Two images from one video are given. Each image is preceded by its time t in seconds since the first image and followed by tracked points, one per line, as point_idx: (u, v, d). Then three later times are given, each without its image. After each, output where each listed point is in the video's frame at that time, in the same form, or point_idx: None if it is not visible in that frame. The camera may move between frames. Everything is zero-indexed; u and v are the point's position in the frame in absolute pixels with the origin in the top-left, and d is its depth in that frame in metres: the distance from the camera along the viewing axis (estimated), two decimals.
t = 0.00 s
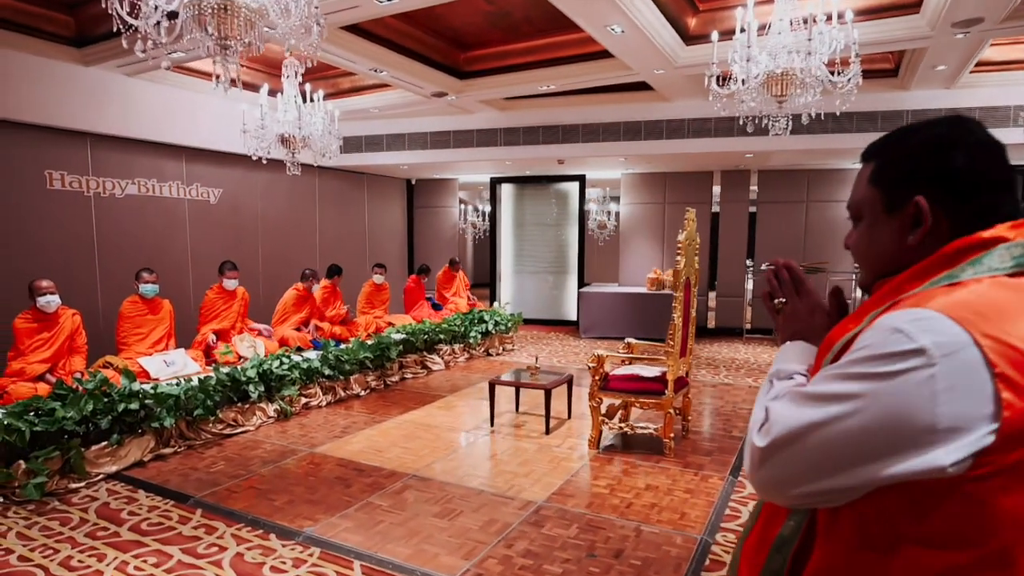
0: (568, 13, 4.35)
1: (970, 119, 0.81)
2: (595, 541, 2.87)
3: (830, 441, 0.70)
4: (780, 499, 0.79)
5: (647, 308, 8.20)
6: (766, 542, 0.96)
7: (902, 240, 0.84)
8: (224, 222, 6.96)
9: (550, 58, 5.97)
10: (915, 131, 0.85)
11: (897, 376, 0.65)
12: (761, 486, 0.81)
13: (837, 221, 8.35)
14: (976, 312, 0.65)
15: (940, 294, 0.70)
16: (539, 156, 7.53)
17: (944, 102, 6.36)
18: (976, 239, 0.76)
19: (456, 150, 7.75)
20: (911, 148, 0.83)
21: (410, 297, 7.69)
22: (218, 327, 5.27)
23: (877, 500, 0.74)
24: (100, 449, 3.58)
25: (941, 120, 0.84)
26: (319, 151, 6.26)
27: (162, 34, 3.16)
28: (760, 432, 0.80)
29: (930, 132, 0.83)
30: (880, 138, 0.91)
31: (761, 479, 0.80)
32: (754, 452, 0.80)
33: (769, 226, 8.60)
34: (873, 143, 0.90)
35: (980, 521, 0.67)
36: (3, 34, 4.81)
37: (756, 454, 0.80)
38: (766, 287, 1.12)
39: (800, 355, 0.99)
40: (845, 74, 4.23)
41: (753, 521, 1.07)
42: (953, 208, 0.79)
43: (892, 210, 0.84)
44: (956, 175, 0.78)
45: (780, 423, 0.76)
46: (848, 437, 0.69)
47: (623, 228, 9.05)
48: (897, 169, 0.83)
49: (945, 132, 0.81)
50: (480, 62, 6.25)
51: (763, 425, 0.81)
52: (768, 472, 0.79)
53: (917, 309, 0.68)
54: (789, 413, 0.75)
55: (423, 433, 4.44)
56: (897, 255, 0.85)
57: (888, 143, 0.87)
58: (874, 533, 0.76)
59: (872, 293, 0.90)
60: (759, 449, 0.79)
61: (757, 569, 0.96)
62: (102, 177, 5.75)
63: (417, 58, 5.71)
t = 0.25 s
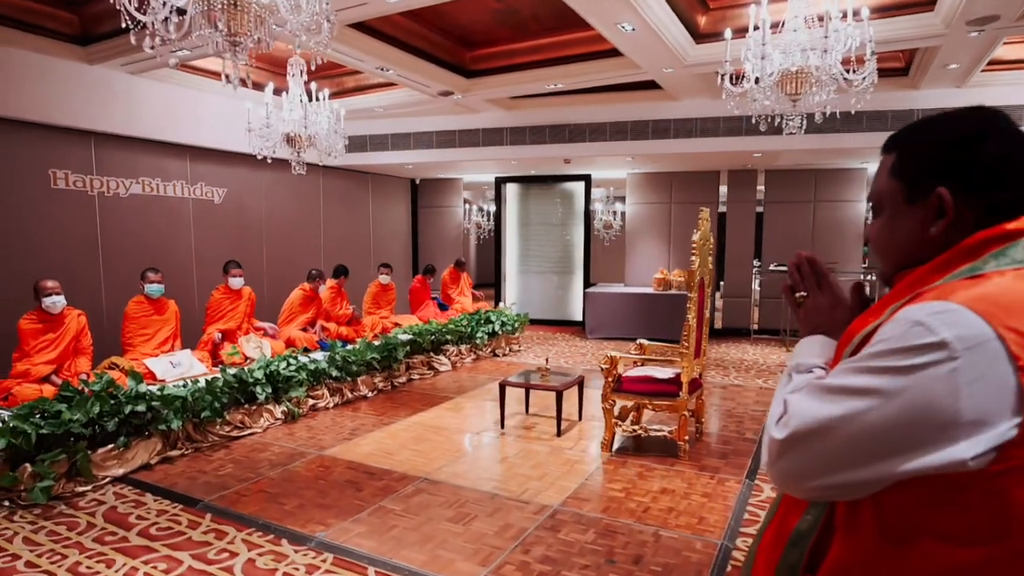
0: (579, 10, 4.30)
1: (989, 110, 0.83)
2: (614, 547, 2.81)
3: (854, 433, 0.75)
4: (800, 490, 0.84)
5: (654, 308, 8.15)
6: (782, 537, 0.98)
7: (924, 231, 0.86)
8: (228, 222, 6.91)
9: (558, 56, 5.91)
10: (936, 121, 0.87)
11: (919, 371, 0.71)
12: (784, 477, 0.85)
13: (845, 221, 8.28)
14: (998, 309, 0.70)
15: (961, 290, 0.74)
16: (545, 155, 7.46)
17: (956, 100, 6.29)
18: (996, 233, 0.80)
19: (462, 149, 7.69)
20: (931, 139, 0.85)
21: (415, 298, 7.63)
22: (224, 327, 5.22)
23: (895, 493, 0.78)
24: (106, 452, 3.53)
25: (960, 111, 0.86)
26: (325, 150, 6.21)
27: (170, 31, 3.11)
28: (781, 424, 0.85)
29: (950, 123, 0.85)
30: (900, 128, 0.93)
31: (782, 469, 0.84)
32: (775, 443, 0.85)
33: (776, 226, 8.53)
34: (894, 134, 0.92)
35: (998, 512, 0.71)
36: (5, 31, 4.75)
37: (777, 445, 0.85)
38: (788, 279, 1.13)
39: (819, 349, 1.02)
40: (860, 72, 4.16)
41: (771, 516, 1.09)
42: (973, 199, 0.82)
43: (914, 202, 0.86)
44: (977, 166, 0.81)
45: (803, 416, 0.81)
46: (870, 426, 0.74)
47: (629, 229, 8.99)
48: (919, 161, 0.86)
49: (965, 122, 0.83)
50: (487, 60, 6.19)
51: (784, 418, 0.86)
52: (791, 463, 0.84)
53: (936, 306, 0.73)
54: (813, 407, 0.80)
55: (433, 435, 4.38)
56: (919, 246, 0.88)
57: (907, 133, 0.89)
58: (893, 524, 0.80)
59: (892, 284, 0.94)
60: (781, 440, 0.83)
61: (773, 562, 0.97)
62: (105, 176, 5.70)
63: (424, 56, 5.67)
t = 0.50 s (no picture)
0: (589, 8, 4.25)
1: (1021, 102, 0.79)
2: (631, 552, 2.76)
3: (875, 428, 0.71)
4: (820, 486, 0.79)
5: (660, 309, 8.11)
6: (802, 534, 0.93)
7: (949, 226, 0.82)
8: (232, 221, 6.86)
9: (566, 55, 5.86)
10: (965, 115, 0.83)
11: (947, 363, 0.67)
12: (800, 472, 0.81)
13: (852, 220, 8.23)
14: None
15: (990, 282, 0.70)
16: (552, 155, 7.41)
17: (966, 99, 6.24)
18: None
19: (467, 149, 7.65)
20: (959, 132, 0.82)
21: (421, 298, 7.59)
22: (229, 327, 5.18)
23: (918, 489, 0.74)
24: (113, 454, 3.48)
25: (992, 105, 0.82)
26: (330, 149, 6.16)
27: (180, 30, 3.07)
28: (801, 418, 0.80)
29: (980, 116, 0.81)
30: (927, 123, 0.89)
31: (802, 465, 0.79)
32: (795, 437, 0.80)
33: (783, 226, 8.48)
34: (921, 129, 0.89)
35: None
36: (8, 29, 4.70)
37: (796, 440, 0.80)
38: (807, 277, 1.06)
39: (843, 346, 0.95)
40: (875, 71, 4.11)
41: (790, 513, 1.04)
42: (1002, 194, 0.78)
43: (939, 196, 0.83)
44: (1006, 160, 0.77)
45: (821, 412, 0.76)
46: (896, 424, 0.69)
47: (634, 229, 8.94)
48: (945, 156, 0.82)
49: (996, 115, 0.80)
50: (494, 59, 6.14)
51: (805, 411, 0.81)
52: (807, 460, 0.79)
53: (964, 297, 0.69)
54: (831, 401, 0.75)
55: (441, 437, 4.33)
56: (944, 242, 0.84)
57: (934, 127, 0.86)
58: (916, 522, 0.75)
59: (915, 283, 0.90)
60: (802, 435, 0.78)
61: (793, 559, 0.93)
62: (109, 176, 5.65)
63: (431, 55, 5.62)
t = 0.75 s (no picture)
0: (599, 5, 4.21)
1: None
2: (649, 556, 2.72)
3: (903, 423, 0.72)
4: (845, 481, 0.80)
5: (666, 309, 8.06)
6: (825, 533, 0.93)
7: (972, 223, 0.83)
8: (236, 221, 6.81)
9: (573, 54, 5.82)
10: (989, 115, 0.84)
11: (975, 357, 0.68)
12: (825, 467, 0.82)
13: (859, 220, 8.18)
14: None
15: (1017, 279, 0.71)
16: (558, 154, 7.37)
17: (976, 98, 6.19)
18: None
19: (473, 148, 7.61)
20: (982, 130, 0.83)
21: (426, 298, 7.54)
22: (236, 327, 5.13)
23: (945, 484, 0.74)
24: (119, 456, 3.43)
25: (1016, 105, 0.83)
26: (337, 148, 6.11)
27: (189, 26, 3.02)
28: (825, 413, 0.81)
29: (1003, 116, 0.82)
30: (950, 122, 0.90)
31: (827, 460, 0.80)
32: (820, 433, 0.81)
33: (790, 226, 8.44)
34: (944, 128, 0.90)
35: None
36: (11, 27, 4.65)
37: (821, 435, 0.81)
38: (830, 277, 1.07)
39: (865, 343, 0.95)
40: (890, 68, 4.07)
41: (812, 513, 1.04)
42: None
43: (963, 194, 0.83)
44: None
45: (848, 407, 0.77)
46: (924, 417, 0.71)
47: (640, 229, 8.89)
48: (968, 153, 0.83)
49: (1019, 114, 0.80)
50: (501, 58, 6.10)
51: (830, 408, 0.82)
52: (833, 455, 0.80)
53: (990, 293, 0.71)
54: (858, 397, 0.76)
55: (450, 438, 4.29)
56: (967, 239, 0.84)
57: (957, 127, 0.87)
58: (943, 517, 0.76)
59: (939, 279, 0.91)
60: (827, 430, 0.79)
61: (817, 558, 0.93)
62: (113, 175, 5.61)
63: (437, 53, 5.58)
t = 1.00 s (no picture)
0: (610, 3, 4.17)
1: None
2: (666, 559, 2.68)
3: (929, 417, 0.76)
4: (869, 475, 0.84)
5: (672, 309, 8.04)
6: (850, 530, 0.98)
7: (992, 223, 0.86)
8: (241, 221, 6.77)
9: (579, 52, 5.78)
10: (1005, 120, 0.87)
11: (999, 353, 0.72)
12: (850, 461, 0.85)
13: (865, 220, 8.13)
14: None
15: None
16: (564, 154, 7.33)
17: (985, 98, 6.16)
18: None
19: (478, 147, 7.57)
20: (998, 134, 0.86)
21: (431, 299, 7.49)
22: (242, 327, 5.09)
23: (966, 478, 0.79)
24: (127, 459, 3.39)
25: None
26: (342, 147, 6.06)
27: (198, 22, 2.98)
28: (849, 409, 0.85)
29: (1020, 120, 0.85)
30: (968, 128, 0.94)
31: (852, 454, 0.84)
32: (844, 427, 0.85)
33: (796, 226, 8.41)
34: (962, 132, 0.93)
35: None
36: (15, 24, 4.61)
37: (846, 430, 0.84)
38: (849, 276, 1.06)
39: (887, 342, 0.95)
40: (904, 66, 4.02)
41: (837, 510, 1.08)
42: None
43: (982, 195, 0.87)
44: None
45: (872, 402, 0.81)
46: (948, 411, 0.75)
47: (645, 229, 8.85)
48: (987, 156, 0.86)
49: None
50: (506, 56, 6.05)
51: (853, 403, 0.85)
52: (858, 447, 0.83)
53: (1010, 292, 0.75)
54: (883, 392, 0.80)
55: (459, 440, 4.25)
56: (987, 239, 0.88)
57: (974, 131, 0.90)
58: (965, 510, 0.80)
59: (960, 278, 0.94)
60: (852, 425, 0.83)
61: (843, 553, 0.97)
62: (117, 175, 5.57)
63: (443, 51, 5.54)
